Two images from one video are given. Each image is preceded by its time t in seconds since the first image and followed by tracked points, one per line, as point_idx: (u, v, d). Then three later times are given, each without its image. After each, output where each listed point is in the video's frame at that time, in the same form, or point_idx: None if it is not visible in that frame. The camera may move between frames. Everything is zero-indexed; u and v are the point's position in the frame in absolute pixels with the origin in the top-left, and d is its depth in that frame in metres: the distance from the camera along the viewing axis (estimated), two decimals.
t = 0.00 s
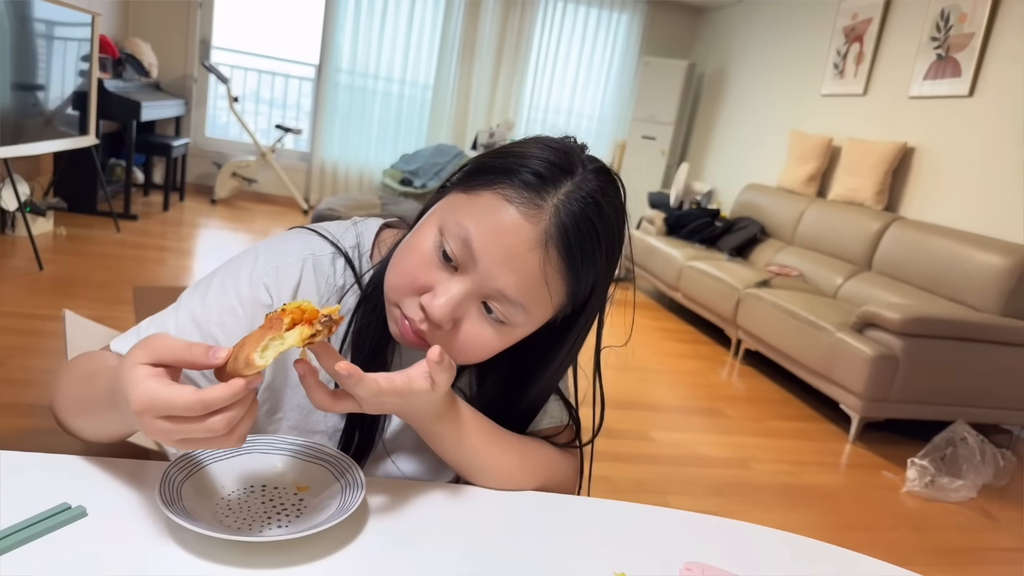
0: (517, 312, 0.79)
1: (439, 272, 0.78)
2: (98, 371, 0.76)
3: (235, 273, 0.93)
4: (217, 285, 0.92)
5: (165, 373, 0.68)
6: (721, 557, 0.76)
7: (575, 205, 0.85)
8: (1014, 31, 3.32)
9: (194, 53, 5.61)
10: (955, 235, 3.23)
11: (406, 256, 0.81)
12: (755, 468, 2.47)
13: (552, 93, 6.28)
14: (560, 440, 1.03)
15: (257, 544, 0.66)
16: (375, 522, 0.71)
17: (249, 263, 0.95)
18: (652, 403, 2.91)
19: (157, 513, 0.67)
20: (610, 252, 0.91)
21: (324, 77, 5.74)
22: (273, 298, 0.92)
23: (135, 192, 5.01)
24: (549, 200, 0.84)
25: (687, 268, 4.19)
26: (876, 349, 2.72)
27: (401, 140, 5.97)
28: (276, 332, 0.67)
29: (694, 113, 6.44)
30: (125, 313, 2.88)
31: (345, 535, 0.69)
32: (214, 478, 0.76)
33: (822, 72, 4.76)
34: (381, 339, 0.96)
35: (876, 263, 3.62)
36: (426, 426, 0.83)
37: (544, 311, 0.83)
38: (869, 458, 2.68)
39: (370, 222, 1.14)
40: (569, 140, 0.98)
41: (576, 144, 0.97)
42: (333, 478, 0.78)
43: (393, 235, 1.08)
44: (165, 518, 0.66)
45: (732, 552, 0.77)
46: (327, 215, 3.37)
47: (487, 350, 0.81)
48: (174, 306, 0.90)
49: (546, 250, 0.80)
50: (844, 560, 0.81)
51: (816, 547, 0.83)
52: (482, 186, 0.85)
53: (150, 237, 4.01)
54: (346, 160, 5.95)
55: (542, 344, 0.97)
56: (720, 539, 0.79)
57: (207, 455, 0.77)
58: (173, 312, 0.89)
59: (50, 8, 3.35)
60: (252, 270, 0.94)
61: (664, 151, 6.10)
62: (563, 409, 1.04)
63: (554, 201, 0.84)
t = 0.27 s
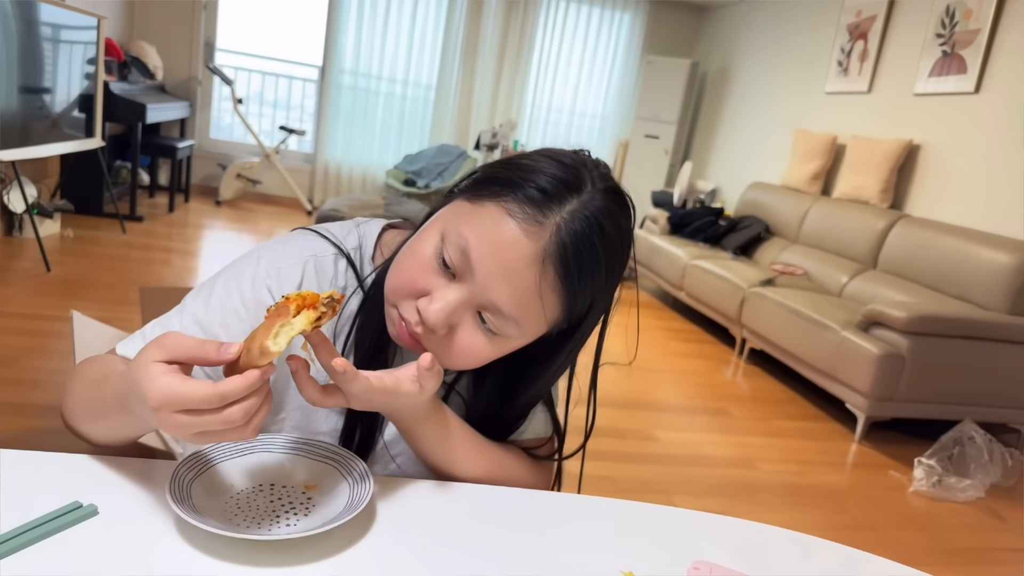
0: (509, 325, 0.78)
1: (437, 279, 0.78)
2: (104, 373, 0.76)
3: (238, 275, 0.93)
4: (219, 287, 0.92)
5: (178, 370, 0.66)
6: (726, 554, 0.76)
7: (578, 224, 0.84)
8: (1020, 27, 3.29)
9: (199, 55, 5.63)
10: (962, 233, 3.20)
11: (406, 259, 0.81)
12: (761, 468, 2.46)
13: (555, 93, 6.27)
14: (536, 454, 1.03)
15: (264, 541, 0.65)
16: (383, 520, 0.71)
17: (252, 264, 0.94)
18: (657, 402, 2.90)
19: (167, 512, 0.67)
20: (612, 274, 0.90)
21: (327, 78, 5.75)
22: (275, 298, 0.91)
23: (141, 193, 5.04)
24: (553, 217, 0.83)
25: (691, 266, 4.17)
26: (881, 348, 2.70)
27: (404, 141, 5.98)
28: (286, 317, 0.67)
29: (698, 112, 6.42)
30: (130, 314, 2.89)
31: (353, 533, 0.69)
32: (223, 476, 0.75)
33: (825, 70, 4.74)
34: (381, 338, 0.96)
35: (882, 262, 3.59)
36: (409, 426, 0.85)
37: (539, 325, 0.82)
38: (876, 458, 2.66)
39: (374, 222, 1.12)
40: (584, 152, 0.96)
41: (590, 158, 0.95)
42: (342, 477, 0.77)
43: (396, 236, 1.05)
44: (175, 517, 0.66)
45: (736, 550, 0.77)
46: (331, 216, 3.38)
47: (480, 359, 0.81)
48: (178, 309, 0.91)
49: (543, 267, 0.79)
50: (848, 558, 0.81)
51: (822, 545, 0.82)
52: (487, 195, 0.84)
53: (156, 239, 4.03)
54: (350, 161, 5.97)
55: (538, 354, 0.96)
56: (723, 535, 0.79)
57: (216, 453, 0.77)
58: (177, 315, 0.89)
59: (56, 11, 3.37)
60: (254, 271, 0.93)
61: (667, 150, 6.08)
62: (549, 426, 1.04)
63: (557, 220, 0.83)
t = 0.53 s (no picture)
0: (514, 356, 0.78)
1: (452, 301, 0.78)
2: (112, 371, 0.75)
3: (249, 275, 0.93)
4: (230, 286, 0.92)
5: (191, 380, 0.67)
6: (731, 558, 0.76)
7: (594, 269, 0.86)
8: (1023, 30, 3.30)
9: (203, 56, 5.65)
10: (965, 235, 3.21)
11: (423, 275, 0.81)
12: (765, 471, 2.46)
13: (559, 94, 6.28)
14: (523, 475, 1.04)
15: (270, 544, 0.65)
16: (388, 522, 0.71)
17: (263, 264, 0.94)
18: (661, 404, 2.91)
19: (172, 514, 0.67)
20: (614, 325, 0.92)
21: (331, 79, 5.75)
22: (285, 300, 0.91)
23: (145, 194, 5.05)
24: (573, 260, 0.84)
25: (695, 269, 4.18)
26: (885, 351, 2.70)
27: (408, 142, 5.99)
28: (304, 337, 0.67)
29: (701, 114, 6.43)
30: (135, 314, 2.90)
31: (360, 536, 0.69)
32: (229, 478, 0.76)
33: (829, 72, 4.74)
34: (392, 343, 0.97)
35: (886, 264, 3.59)
36: (395, 429, 0.87)
37: (544, 358, 0.82)
38: (880, 461, 2.66)
39: (389, 229, 1.14)
40: (612, 195, 0.97)
41: (617, 203, 0.96)
42: (347, 480, 0.77)
43: (410, 245, 1.08)
44: (181, 519, 0.66)
45: (741, 554, 0.77)
46: (335, 217, 3.39)
47: (481, 385, 0.80)
48: (187, 304, 0.91)
49: (556, 302, 0.80)
50: (854, 562, 0.81)
51: (826, 548, 0.82)
52: (512, 225, 0.85)
53: (160, 239, 4.04)
54: (354, 162, 5.97)
55: (540, 382, 0.98)
56: (729, 540, 0.79)
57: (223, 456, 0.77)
58: (185, 311, 0.89)
59: (61, 12, 3.38)
60: (265, 271, 0.93)
61: (671, 152, 6.09)
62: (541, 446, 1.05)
63: (577, 264, 0.84)
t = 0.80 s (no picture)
0: (531, 368, 0.78)
1: (470, 312, 0.78)
2: (125, 376, 0.75)
3: (261, 278, 0.93)
4: (242, 289, 0.92)
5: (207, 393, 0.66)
6: (732, 562, 0.76)
7: (613, 285, 0.86)
8: None
9: (205, 58, 5.65)
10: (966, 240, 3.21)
11: (441, 285, 0.81)
12: (765, 475, 2.46)
13: (561, 97, 6.28)
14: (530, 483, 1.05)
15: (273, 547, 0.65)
16: (388, 523, 0.71)
17: (276, 268, 0.95)
18: (662, 408, 2.91)
19: (174, 515, 0.67)
20: (629, 339, 0.92)
21: (334, 82, 5.76)
22: (298, 304, 0.92)
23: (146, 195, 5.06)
24: (593, 275, 0.84)
25: (696, 273, 4.18)
26: (886, 356, 2.70)
27: (410, 145, 6.00)
28: (321, 351, 0.66)
29: (703, 118, 6.44)
30: (136, 315, 2.90)
31: (360, 538, 0.69)
32: (231, 479, 0.76)
33: (831, 77, 4.75)
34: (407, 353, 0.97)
35: (887, 269, 3.59)
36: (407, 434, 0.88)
37: (561, 370, 0.83)
38: (880, 466, 2.66)
39: (402, 233, 1.13)
40: (630, 209, 0.97)
41: (636, 216, 0.96)
42: (348, 481, 0.77)
43: (424, 248, 1.08)
44: (182, 520, 0.66)
45: (743, 558, 0.77)
46: (337, 219, 3.39)
47: (495, 394, 0.81)
48: (201, 306, 0.92)
49: (575, 318, 0.80)
50: (856, 567, 0.81)
51: (828, 553, 0.82)
52: (532, 238, 0.84)
53: (161, 240, 4.04)
54: (355, 164, 5.98)
55: (557, 393, 0.98)
56: (730, 542, 0.79)
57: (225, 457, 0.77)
58: (198, 314, 0.90)
59: (64, 13, 3.39)
60: (279, 275, 0.93)
61: (672, 156, 6.10)
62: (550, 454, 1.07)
63: (595, 280, 0.84)
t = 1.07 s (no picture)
0: (549, 346, 0.79)
1: (479, 299, 0.78)
2: (132, 373, 0.75)
3: (266, 274, 0.93)
4: (247, 284, 0.91)
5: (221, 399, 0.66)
6: (730, 561, 0.76)
7: (619, 250, 0.86)
8: None
9: (205, 58, 5.65)
10: (965, 240, 3.21)
11: (447, 276, 0.81)
12: (765, 475, 2.46)
13: (560, 97, 6.28)
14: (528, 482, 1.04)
15: (271, 547, 0.65)
16: (388, 522, 0.71)
17: (281, 265, 0.94)
18: (661, 408, 2.91)
19: (172, 513, 0.67)
20: (639, 308, 0.93)
21: (334, 82, 5.76)
22: (304, 301, 0.92)
23: (145, 195, 5.05)
24: (598, 244, 0.84)
25: (695, 273, 4.18)
26: (885, 355, 2.70)
27: (410, 145, 6.00)
28: (338, 362, 0.68)
29: (703, 117, 6.44)
30: (135, 316, 2.90)
31: (359, 537, 0.69)
32: (231, 478, 0.76)
33: (831, 77, 4.75)
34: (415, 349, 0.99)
35: (886, 269, 3.60)
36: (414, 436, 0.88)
37: (576, 346, 0.83)
38: (879, 466, 2.67)
39: (406, 231, 1.13)
40: (621, 176, 0.98)
41: (628, 182, 0.97)
42: (346, 480, 0.77)
43: (427, 246, 1.08)
44: (180, 518, 0.66)
45: (742, 557, 0.77)
46: (337, 219, 3.39)
47: (516, 378, 0.81)
48: (203, 301, 0.90)
49: (587, 288, 0.81)
50: (855, 567, 0.81)
51: (826, 552, 0.82)
52: (532, 216, 0.85)
53: (161, 241, 4.04)
54: (355, 165, 5.98)
55: (567, 373, 0.96)
56: (727, 541, 0.79)
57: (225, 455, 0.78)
58: (202, 308, 0.89)
59: (63, 13, 3.38)
60: (284, 272, 0.93)
61: (672, 156, 6.10)
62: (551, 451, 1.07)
63: (601, 247, 0.84)
